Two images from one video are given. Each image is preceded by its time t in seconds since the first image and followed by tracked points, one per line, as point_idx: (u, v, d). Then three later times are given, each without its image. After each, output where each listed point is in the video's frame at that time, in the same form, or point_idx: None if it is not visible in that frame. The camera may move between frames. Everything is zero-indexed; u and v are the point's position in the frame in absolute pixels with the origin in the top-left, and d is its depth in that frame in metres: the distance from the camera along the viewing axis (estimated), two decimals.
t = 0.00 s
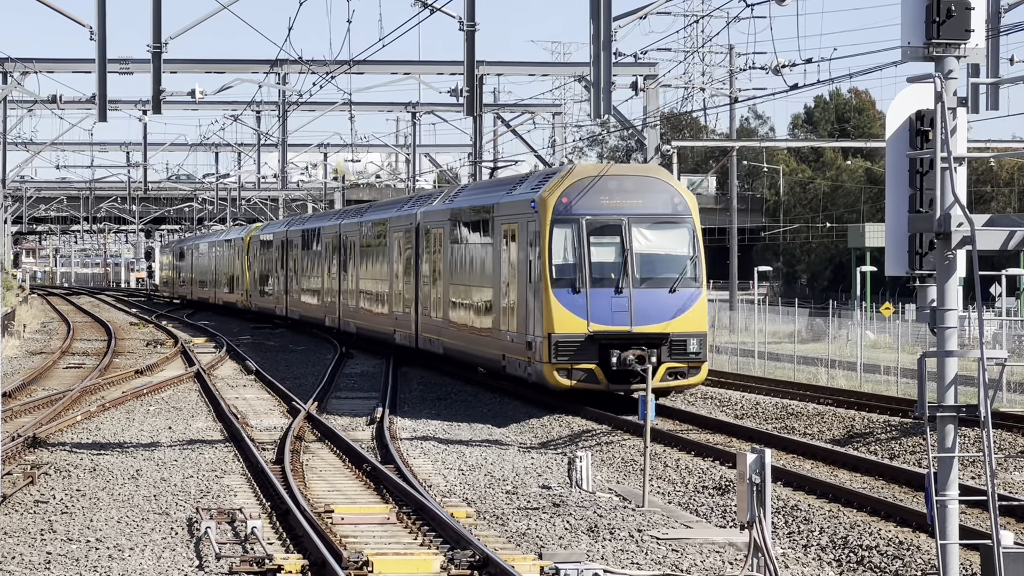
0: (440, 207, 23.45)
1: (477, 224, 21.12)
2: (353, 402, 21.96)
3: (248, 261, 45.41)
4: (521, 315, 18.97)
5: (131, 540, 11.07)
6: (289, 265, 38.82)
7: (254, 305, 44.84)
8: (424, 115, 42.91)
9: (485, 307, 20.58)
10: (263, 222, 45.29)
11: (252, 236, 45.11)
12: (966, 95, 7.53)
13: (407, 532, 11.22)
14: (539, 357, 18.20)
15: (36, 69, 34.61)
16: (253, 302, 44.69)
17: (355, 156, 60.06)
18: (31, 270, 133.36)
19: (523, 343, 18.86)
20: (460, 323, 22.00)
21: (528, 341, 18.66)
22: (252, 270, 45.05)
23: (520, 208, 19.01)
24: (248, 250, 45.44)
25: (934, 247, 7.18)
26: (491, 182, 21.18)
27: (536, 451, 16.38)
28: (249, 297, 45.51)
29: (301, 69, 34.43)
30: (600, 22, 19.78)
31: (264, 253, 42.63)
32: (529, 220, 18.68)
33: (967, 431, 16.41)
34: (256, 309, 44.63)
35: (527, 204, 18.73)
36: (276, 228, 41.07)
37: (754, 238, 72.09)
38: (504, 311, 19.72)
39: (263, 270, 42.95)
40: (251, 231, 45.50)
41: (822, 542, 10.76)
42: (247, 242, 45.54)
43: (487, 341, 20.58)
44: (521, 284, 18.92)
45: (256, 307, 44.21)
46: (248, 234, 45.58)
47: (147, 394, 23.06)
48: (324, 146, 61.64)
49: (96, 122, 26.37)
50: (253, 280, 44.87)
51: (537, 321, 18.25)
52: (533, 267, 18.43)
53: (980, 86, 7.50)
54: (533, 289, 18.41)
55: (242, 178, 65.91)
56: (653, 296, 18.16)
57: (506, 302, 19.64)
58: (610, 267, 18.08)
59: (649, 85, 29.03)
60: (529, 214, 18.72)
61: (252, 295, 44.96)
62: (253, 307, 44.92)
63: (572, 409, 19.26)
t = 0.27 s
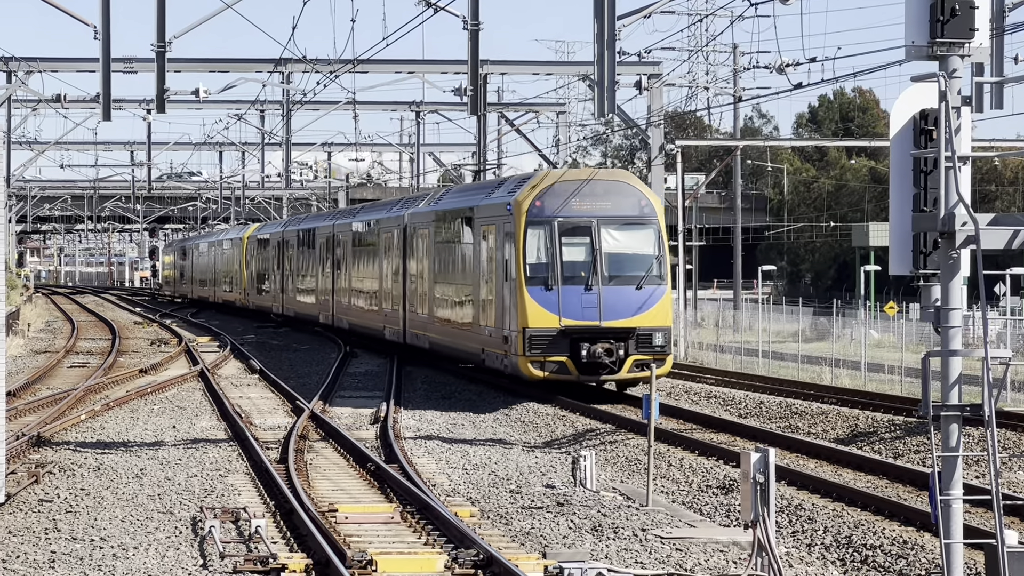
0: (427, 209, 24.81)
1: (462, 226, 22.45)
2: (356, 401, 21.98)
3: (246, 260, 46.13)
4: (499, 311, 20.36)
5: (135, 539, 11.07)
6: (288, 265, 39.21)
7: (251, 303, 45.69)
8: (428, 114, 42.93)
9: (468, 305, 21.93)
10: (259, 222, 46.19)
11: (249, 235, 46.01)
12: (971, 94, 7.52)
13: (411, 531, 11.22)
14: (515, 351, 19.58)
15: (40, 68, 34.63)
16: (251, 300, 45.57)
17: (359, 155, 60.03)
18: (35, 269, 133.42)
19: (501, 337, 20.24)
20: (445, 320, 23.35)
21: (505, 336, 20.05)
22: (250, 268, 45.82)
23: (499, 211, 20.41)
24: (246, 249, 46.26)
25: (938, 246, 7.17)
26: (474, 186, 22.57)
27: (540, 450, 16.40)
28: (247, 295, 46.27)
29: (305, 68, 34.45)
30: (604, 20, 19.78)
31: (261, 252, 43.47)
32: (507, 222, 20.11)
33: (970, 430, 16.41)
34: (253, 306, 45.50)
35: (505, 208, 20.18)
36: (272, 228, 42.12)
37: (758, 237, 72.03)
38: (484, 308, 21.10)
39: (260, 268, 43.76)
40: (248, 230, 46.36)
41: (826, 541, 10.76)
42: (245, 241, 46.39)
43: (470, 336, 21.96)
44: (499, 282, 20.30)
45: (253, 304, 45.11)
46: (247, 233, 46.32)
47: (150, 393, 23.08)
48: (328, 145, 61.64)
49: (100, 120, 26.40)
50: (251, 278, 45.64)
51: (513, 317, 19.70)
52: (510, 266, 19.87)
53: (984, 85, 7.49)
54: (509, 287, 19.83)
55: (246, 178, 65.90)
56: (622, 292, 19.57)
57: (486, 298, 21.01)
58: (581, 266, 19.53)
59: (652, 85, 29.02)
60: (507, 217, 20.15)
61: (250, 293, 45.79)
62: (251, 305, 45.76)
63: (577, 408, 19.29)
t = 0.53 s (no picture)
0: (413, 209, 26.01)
1: (446, 226, 23.66)
2: (359, 400, 22.01)
3: (245, 258, 46.70)
4: (478, 306, 21.60)
5: (138, 537, 11.09)
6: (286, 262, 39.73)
7: (251, 301, 46.37)
8: (431, 113, 42.94)
9: (450, 301, 23.13)
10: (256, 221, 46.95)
11: (247, 233, 46.75)
12: (975, 93, 7.51)
13: (414, 530, 11.23)
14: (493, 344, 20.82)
15: (44, 67, 34.65)
16: (251, 298, 46.26)
17: (362, 154, 60.01)
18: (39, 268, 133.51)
19: (480, 331, 21.49)
20: (429, 315, 24.56)
21: (483, 330, 21.29)
22: (249, 267, 46.41)
23: (478, 212, 21.66)
24: (245, 248, 46.91)
25: (941, 245, 7.15)
26: (457, 189, 23.79)
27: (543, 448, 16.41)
28: (247, 292, 46.89)
29: (308, 67, 34.45)
30: (607, 19, 19.76)
31: (258, 251, 44.14)
32: (485, 223, 21.37)
33: (973, 430, 16.41)
34: (253, 304, 46.24)
35: (483, 210, 21.47)
36: (269, 228, 43.12)
37: (761, 237, 72.00)
38: (464, 304, 22.33)
39: (259, 266, 44.42)
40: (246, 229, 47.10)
41: (829, 540, 10.75)
42: (243, 241, 47.12)
43: (452, 330, 23.20)
44: (478, 279, 21.53)
45: (252, 302, 45.85)
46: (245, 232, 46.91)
47: (154, 391, 23.11)
48: (331, 144, 61.62)
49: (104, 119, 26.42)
50: (250, 276, 46.24)
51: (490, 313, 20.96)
52: (487, 264, 21.12)
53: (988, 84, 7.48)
54: (487, 284, 21.08)
55: (250, 177, 65.89)
56: (592, 289, 20.87)
57: (467, 294, 22.26)
58: (554, 264, 20.80)
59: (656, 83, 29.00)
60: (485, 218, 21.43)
61: (249, 291, 46.43)
62: (251, 303, 46.49)
63: (581, 407, 19.35)
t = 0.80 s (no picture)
0: (401, 209, 26.88)
1: (431, 226, 24.50)
2: (361, 398, 22.03)
3: (243, 257, 47.07)
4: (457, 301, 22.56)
5: (140, 536, 11.09)
6: (282, 261, 40.03)
7: (248, 299, 46.83)
8: (434, 111, 42.93)
9: (434, 297, 24.03)
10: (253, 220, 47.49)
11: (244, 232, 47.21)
12: (977, 92, 7.50)
13: (416, 529, 11.24)
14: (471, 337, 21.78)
15: (46, 66, 34.65)
16: (247, 296, 46.73)
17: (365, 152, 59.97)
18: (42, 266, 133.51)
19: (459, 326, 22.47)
20: (414, 310, 25.45)
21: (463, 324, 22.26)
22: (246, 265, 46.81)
23: (459, 213, 22.57)
24: (242, 247, 47.35)
25: (944, 243, 7.16)
26: (442, 190, 24.67)
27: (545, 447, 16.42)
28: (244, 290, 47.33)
29: (311, 65, 34.46)
30: (610, 18, 19.74)
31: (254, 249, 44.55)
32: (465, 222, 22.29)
33: (975, 428, 16.41)
34: (250, 302, 46.71)
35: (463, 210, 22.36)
36: (265, 227, 43.82)
37: (763, 235, 71.97)
38: (445, 299, 23.29)
39: (255, 265, 44.80)
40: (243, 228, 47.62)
41: (831, 538, 10.76)
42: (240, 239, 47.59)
43: (434, 325, 24.15)
44: (459, 276, 22.47)
45: (249, 300, 46.33)
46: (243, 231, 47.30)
47: (156, 390, 23.13)
48: (334, 143, 61.57)
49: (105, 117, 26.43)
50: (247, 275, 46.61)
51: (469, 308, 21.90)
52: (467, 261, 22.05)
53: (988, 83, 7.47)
54: (466, 281, 22.05)
55: (253, 175, 65.87)
56: (566, 285, 21.77)
57: (448, 290, 23.21)
58: (530, 262, 21.68)
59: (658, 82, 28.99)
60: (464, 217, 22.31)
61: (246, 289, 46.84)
62: (247, 300, 46.98)
63: (582, 404, 19.38)
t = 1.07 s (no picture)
0: (387, 208, 27.57)
1: (415, 225, 25.22)
2: (363, 397, 22.05)
3: (239, 256, 47.33)
4: (439, 296, 23.53)
5: (142, 534, 11.11)
6: (277, 260, 40.25)
7: (243, 297, 47.14)
8: (436, 110, 42.92)
9: (417, 293, 24.81)
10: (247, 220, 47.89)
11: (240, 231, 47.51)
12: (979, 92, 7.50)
13: (418, 527, 11.25)
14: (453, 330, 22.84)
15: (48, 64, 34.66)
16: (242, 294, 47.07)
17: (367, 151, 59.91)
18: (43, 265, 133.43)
19: (440, 319, 23.45)
20: (398, 306, 26.18)
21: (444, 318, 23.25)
22: (242, 264, 47.07)
23: (440, 213, 23.54)
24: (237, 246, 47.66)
25: (945, 242, 7.16)
26: (426, 190, 25.40)
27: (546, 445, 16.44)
28: (240, 288, 47.62)
29: (313, 64, 34.46)
30: (612, 17, 19.75)
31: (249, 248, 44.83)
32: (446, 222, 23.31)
33: (977, 427, 16.41)
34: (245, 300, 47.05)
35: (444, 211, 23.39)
36: (260, 227, 44.31)
37: (765, 234, 71.92)
38: (427, 295, 24.17)
39: (251, 264, 45.07)
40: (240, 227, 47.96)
41: (833, 537, 10.76)
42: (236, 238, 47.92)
43: (417, 319, 25.01)
44: (439, 272, 23.40)
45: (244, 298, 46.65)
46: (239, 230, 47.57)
47: (159, 388, 23.16)
48: (335, 141, 61.50)
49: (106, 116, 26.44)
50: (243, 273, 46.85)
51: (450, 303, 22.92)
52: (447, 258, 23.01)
53: (990, 81, 7.47)
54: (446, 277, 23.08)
55: (255, 173, 65.82)
56: (541, 281, 22.80)
57: (429, 285, 24.12)
58: (507, 259, 22.76)
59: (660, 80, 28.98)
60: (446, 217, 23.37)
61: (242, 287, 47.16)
62: (243, 298, 47.30)
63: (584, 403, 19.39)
